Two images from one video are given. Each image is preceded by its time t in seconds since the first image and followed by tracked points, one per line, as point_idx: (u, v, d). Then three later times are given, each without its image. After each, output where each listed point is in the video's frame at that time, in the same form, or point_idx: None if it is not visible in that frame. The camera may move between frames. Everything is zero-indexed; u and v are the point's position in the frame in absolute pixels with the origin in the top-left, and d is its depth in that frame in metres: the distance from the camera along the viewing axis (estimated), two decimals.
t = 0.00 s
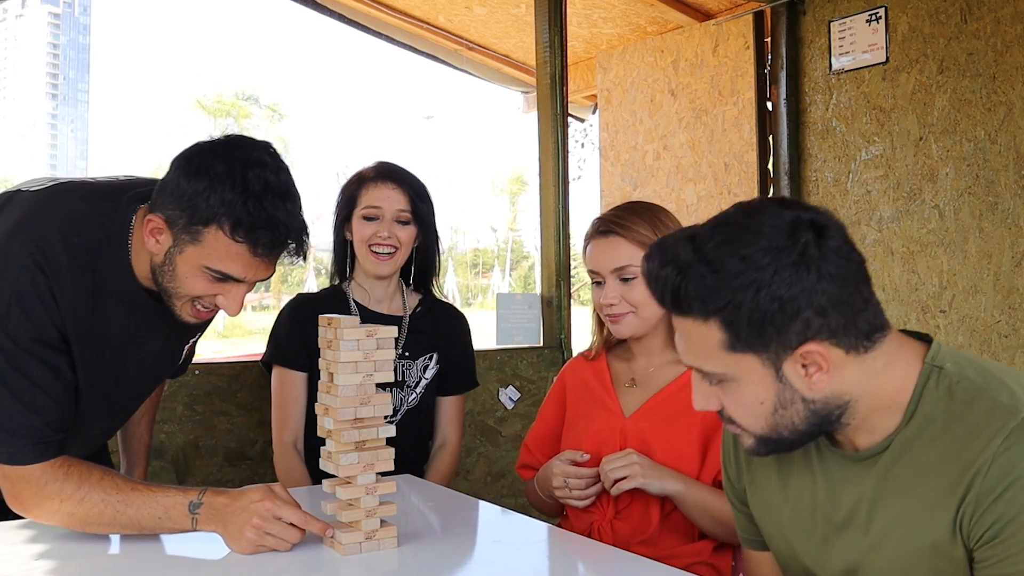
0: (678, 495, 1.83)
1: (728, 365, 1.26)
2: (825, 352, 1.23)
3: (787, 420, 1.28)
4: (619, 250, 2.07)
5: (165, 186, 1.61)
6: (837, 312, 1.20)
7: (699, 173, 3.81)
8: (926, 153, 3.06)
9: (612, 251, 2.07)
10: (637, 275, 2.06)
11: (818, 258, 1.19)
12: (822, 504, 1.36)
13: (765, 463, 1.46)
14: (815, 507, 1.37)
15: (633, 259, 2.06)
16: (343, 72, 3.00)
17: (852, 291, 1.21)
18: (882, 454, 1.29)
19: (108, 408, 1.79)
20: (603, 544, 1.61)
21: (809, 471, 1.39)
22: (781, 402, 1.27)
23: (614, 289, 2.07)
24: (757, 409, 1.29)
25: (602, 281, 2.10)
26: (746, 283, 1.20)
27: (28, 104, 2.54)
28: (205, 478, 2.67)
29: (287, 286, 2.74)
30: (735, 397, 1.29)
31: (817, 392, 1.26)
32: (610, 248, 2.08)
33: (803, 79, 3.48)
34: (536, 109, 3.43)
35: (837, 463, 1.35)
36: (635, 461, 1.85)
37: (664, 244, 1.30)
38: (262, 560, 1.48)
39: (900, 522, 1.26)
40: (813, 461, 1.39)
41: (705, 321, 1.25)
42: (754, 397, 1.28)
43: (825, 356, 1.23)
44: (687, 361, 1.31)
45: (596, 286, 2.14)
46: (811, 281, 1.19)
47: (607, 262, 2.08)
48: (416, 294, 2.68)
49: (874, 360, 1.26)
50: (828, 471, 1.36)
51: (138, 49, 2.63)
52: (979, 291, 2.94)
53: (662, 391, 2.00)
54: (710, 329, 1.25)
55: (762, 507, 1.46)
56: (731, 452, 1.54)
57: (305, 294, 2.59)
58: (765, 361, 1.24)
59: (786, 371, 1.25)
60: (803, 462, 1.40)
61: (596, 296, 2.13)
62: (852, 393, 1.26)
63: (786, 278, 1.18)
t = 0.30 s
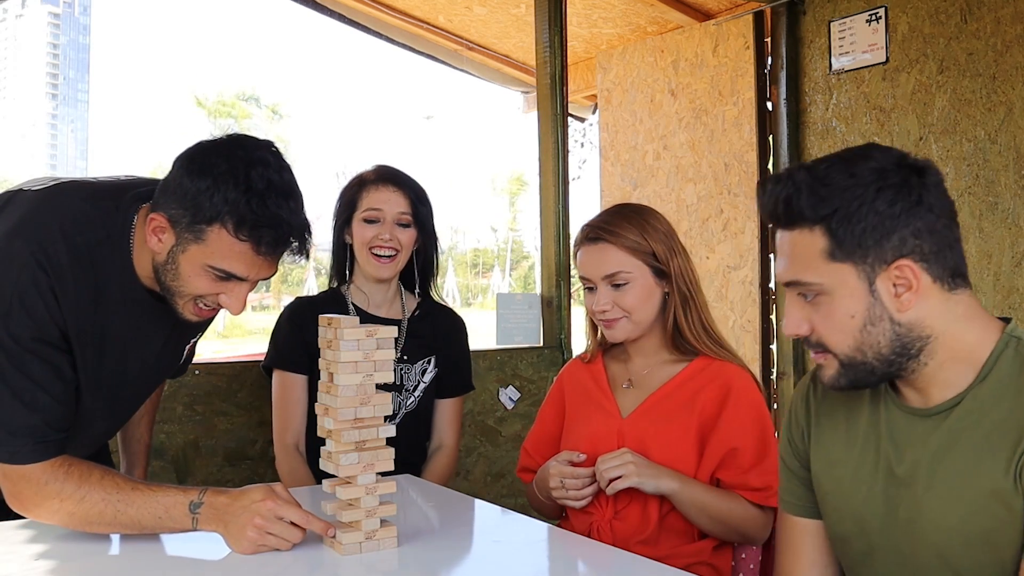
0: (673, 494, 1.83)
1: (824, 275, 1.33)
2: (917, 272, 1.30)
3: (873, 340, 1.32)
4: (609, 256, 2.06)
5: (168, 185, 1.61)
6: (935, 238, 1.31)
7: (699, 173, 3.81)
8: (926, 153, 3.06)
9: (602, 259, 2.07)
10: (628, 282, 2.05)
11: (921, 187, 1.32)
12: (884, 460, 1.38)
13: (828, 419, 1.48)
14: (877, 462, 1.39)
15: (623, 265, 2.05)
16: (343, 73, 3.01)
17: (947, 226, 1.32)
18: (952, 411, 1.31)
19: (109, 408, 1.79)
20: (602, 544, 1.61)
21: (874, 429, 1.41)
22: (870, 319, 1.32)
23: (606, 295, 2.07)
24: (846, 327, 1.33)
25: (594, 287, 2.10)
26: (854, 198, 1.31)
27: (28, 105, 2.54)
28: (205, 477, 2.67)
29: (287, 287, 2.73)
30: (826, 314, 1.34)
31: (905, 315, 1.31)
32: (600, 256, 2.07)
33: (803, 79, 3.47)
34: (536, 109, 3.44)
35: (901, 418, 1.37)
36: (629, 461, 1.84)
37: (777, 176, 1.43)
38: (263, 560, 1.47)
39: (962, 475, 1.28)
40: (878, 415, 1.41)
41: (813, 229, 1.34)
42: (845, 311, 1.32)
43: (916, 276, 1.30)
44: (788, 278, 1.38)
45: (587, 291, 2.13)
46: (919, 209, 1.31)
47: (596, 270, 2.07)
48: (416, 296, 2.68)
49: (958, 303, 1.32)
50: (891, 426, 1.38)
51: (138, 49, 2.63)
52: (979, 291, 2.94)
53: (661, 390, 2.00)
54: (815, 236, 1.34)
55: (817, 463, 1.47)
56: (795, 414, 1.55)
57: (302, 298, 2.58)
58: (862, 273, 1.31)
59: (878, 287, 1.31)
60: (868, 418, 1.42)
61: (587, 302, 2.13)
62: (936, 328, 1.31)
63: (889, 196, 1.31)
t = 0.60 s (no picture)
0: (672, 493, 1.83)
1: (882, 236, 1.40)
2: (970, 240, 1.37)
3: (924, 302, 1.38)
4: (610, 254, 2.06)
5: (168, 185, 1.61)
6: (990, 216, 1.38)
7: (699, 173, 3.81)
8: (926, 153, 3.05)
9: (603, 256, 2.07)
10: (629, 279, 2.06)
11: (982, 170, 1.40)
12: (919, 435, 1.42)
13: (862, 398, 1.53)
14: (911, 438, 1.43)
15: (623, 263, 2.05)
16: (344, 73, 3.01)
17: (1000, 206, 1.40)
18: (990, 389, 1.37)
19: (110, 408, 1.79)
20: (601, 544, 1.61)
21: (910, 408, 1.46)
22: (923, 280, 1.38)
23: (606, 293, 2.07)
24: (898, 289, 1.39)
25: (593, 284, 2.09)
26: (913, 168, 1.40)
27: (28, 104, 2.54)
28: (205, 477, 2.67)
29: (287, 286, 2.72)
30: (880, 277, 1.40)
31: (954, 280, 1.38)
32: (601, 253, 2.07)
33: (803, 79, 3.47)
34: (536, 109, 3.44)
35: (937, 397, 1.42)
36: (628, 460, 1.84)
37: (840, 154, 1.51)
38: (263, 560, 1.47)
39: (998, 447, 1.33)
40: (914, 395, 1.46)
41: (876, 194, 1.41)
42: (899, 272, 1.39)
43: (968, 244, 1.37)
44: (847, 244, 1.44)
45: (586, 289, 2.12)
46: (981, 192, 1.39)
47: (597, 266, 2.07)
48: (414, 298, 2.68)
49: (1002, 287, 1.39)
50: (928, 405, 1.43)
51: (138, 49, 2.63)
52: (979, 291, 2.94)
53: (662, 389, 2.00)
54: (878, 200, 1.41)
55: (851, 440, 1.51)
56: (828, 398, 1.59)
57: (298, 301, 2.58)
58: (917, 235, 1.38)
59: (932, 250, 1.38)
60: (904, 399, 1.47)
61: (586, 299, 2.12)
62: (982, 299, 1.38)
63: (948, 169, 1.39)
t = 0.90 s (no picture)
0: (675, 490, 1.84)
1: (877, 222, 1.42)
2: (961, 231, 1.38)
3: (911, 290, 1.39)
4: (629, 242, 2.07)
5: (170, 183, 1.61)
6: (985, 213, 1.39)
7: (699, 173, 3.81)
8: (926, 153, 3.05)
9: (622, 244, 2.08)
10: (645, 270, 2.06)
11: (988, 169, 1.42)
12: (911, 432, 1.42)
13: (855, 397, 1.53)
14: (903, 435, 1.43)
15: (642, 253, 2.06)
16: (344, 73, 3.01)
17: (996, 205, 1.40)
18: (981, 385, 1.36)
19: (110, 408, 1.79)
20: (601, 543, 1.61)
21: (903, 405, 1.46)
22: (911, 267, 1.39)
23: (620, 281, 2.07)
24: (886, 275, 1.41)
25: (608, 272, 2.10)
26: (915, 157, 1.41)
27: (28, 104, 2.54)
28: (204, 477, 2.66)
29: (287, 287, 2.73)
30: (871, 264, 1.42)
31: (943, 270, 1.38)
32: (621, 240, 2.08)
33: (803, 79, 3.47)
34: (536, 109, 3.44)
35: (929, 395, 1.42)
36: (633, 454, 1.84)
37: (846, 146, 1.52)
38: (261, 560, 1.47)
39: (990, 442, 1.32)
40: (907, 394, 1.46)
41: (876, 179, 1.44)
42: (888, 258, 1.41)
43: (959, 235, 1.38)
44: (842, 229, 1.47)
45: (600, 277, 2.12)
46: (980, 189, 1.40)
47: (616, 252, 2.08)
48: (414, 298, 2.68)
49: (995, 281, 1.39)
50: (919, 403, 1.43)
51: (138, 49, 2.63)
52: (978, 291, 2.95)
53: (665, 386, 2.00)
54: (875, 185, 1.43)
55: (844, 440, 1.51)
56: (824, 398, 1.59)
57: (299, 300, 2.59)
58: (909, 222, 1.40)
59: (922, 238, 1.39)
60: (897, 397, 1.47)
61: (599, 287, 2.12)
62: (971, 291, 1.38)
63: (947, 161, 1.40)
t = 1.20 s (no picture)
0: (676, 491, 1.84)
1: (812, 240, 1.42)
2: (898, 248, 1.37)
3: (849, 310, 1.39)
4: (668, 229, 2.14)
5: (173, 183, 1.62)
6: (924, 222, 1.37)
7: (699, 173, 3.81)
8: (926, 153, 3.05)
9: (661, 229, 2.13)
10: (680, 257, 2.12)
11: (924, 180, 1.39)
12: (869, 445, 1.42)
13: (817, 408, 1.53)
14: (862, 450, 1.43)
15: (680, 241, 2.13)
16: (344, 72, 3.01)
17: (937, 212, 1.39)
18: (934, 397, 1.35)
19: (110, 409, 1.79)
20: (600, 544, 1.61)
21: (860, 417, 1.45)
22: (848, 288, 1.39)
23: (656, 264, 2.11)
24: (823, 296, 1.41)
25: (642, 254, 2.12)
26: (848, 168, 1.40)
27: (28, 104, 2.54)
28: (205, 477, 2.67)
29: (287, 287, 2.74)
30: (808, 282, 1.42)
31: (881, 289, 1.38)
32: (660, 225, 2.14)
33: (803, 79, 3.47)
34: (536, 109, 3.43)
35: (885, 407, 1.41)
36: (632, 458, 1.84)
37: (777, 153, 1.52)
38: (262, 560, 1.47)
39: (944, 460, 1.31)
40: (864, 405, 1.45)
41: (808, 194, 1.43)
42: (825, 278, 1.41)
43: (896, 251, 1.37)
44: (777, 244, 1.47)
45: (627, 259, 2.13)
46: (916, 197, 1.38)
47: (653, 236, 2.13)
48: (416, 300, 2.68)
49: (940, 288, 1.37)
50: (876, 415, 1.42)
51: (138, 49, 2.63)
52: (979, 291, 2.94)
53: (665, 388, 2.00)
54: (808, 201, 1.43)
55: (805, 453, 1.51)
56: (784, 407, 1.60)
57: (303, 301, 2.59)
58: (844, 241, 1.39)
59: (859, 257, 1.39)
60: (856, 409, 1.46)
61: (627, 268, 2.13)
62: (915, 306, 1.37)
63: (882, 171, 1.39)
